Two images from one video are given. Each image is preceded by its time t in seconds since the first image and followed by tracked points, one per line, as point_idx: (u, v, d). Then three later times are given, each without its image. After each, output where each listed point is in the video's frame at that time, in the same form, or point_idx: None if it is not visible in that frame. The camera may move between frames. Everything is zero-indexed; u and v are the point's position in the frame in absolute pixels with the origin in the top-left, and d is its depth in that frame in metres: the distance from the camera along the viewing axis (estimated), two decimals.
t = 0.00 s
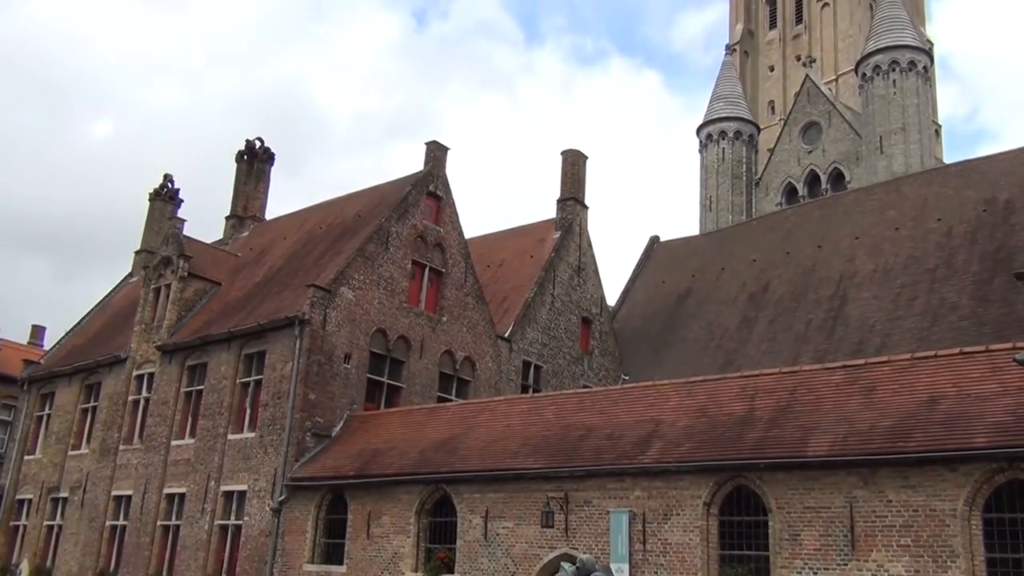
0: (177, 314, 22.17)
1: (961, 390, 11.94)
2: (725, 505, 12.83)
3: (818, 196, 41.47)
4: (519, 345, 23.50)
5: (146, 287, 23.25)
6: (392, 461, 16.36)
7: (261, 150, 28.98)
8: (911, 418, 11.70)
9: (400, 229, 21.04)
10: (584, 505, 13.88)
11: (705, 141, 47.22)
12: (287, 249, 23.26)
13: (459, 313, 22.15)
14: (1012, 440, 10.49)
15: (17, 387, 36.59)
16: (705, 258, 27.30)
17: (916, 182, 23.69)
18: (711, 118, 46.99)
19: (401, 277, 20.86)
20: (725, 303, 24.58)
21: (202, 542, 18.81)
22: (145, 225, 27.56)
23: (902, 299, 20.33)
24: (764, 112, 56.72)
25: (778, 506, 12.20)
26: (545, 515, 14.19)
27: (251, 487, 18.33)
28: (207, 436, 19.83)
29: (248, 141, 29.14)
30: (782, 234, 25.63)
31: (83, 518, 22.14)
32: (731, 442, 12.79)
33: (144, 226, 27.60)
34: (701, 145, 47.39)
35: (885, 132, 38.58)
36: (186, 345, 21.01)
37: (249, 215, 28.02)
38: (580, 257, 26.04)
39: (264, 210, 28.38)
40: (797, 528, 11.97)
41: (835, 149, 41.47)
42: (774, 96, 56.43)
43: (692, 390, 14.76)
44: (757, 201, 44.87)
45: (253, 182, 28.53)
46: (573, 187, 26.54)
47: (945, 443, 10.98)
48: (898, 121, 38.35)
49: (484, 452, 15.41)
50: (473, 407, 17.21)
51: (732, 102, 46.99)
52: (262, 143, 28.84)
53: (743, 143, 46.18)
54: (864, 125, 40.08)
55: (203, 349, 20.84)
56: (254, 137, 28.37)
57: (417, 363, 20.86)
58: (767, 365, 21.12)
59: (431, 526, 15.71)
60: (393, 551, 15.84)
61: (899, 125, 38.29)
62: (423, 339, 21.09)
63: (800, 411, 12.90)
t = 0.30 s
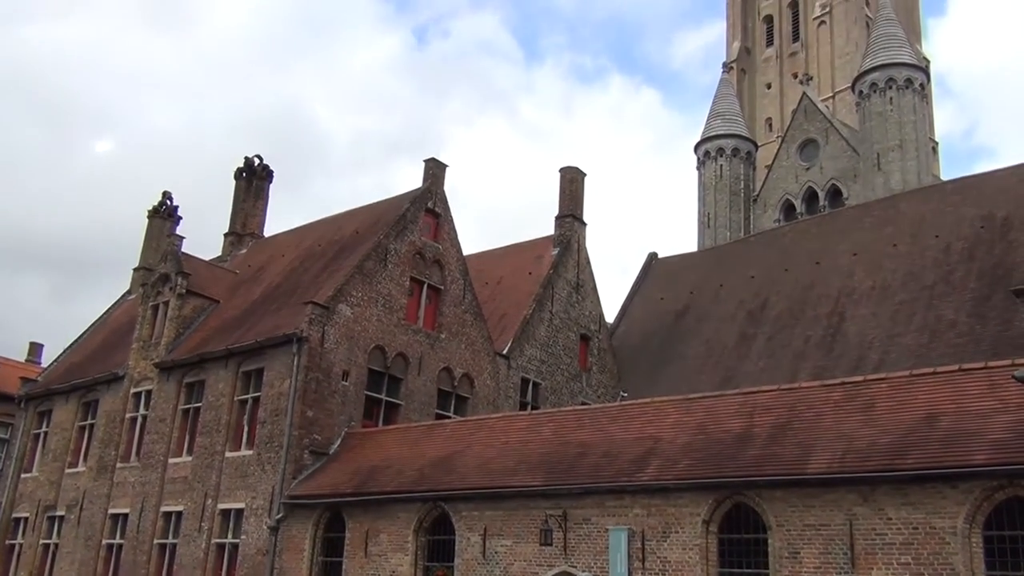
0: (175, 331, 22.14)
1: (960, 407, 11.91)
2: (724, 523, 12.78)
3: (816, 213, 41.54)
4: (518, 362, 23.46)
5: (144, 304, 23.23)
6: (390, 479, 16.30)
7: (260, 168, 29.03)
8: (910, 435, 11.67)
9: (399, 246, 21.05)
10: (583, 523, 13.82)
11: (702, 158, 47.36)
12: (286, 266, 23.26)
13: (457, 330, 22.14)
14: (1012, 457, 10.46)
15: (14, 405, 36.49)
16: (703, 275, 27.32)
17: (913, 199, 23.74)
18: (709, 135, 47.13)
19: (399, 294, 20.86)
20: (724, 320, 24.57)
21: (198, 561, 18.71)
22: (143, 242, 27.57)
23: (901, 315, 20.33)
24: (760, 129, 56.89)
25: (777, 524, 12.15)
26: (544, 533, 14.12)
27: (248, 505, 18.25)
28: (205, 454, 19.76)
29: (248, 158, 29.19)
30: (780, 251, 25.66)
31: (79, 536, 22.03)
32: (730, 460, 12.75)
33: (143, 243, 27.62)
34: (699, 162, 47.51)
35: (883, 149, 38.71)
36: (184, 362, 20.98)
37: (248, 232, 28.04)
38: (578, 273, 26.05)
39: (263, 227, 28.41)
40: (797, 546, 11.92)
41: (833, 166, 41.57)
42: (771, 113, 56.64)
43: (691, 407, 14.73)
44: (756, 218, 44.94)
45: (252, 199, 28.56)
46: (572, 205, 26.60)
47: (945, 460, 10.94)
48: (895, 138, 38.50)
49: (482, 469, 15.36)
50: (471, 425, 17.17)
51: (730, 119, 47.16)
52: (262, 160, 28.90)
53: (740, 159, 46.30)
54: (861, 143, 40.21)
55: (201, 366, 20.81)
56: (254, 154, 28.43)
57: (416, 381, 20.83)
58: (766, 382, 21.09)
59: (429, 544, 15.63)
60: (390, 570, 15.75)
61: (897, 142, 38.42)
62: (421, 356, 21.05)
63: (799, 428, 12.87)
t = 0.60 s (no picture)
0: (174, 349, 22.11)
1: (961, 424, 11.89)
2: (725, 541, 12.72)
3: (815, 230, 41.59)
4: (517, 380, 23.42)
5: (143, 322, 23.20)
6: (389, 497, 16.24)
7: (260, 185, 29.10)
8: (911, 453, 11.64)
9: (398, 263, 21.06)
10: (583, 542, 13.75)
11: (701, 176, 47.46)
12: (285, 283, 23.25)
13: (457, 347, 22.12)
14: (1013, 475, 10.44)
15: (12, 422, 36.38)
16: (703, 292, 27.32)
17: (912, 217, 23.78)
18: (708, 153, 47.25)
19: (398, 311, 20.85)
20: (723, 337, 24.55)
21: None
22: (143, 260, 27.58)
23: (901, 332, 20.32)
24: (760, 147, 57.24)
25: (778, 542, 12.10)
26: (544, 551, 14.05)
27: (246, 523, 18.16)
28: (203, 472, 19.69)
29: (248, 176, 29.25)
30: (779, 268, 25.67)
31: (77, 554, 21.92)
32: (730, 477, 12.71)
33: (142, 260, 27.62)
34: (698, 179, 47.61)
35: (881, 166, 38.80)
36: (183, 380, 20.94)
37: (248, 249, 28.05)
38: (578, 291, 26.05)
39: (262, 244, 28.43)
40: (798, 564, 11.86)
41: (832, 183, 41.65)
42: (769, 131, 56.81)
43: (692, 424, 14.70)
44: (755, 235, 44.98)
45: (252, 217, 28.59)
46: (571, 222, 26.64)
47: (946, 478, 10.91)
48: (893, 155, 38.61)
49: (482, 487, 15.30)
50: (470, 442, 17.12)
51: (729, 137, 47.30)
52: (261, 178, 28.96)
53: (739, 177, 46.41)
54: (859, 161, 40.30)
55: (200, 384, 20.76)
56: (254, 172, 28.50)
57: (415, 399, 20.78)
58: (766, 399, 21.05)
59: (428, 563, 15.54)
60: None
61: (895, 160, 38.52)
62: (420, 374, 21.01)
63: (800, 446, 12.84)
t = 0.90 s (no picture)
0: (174, 365, 22.10)
1: (962, 440, 11.87)
2: (726, 558, 12.65)
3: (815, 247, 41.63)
4: (518, 396, 23.38)
5: (144, 338, 23.20)
6: (390, 513, 16.19)
7: (261, 202, 29.17)
8: (912, 469, 11.61)
9: (399, 279, 21.08)
10: (584, 559, 13.69)
11: (701, 192, 47.56)
12: (286, 299, 23.27)
13: (457, 363, 22.10)
14: (1014, 491, 10.41)
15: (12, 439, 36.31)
16: (703, 308, 27.32)
17: (912, 233, 23.80)
18: (708, 169, 47.35)
19: (399, 327, 20.85)
20: (724, 354, 24.53)
21: None
22: (144, 276, 27.61)
23: (902, 348, 20.30)
24: (760, 163, 57.43)
25: (779, 559, 12.04)
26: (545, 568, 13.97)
27: (246, 540, 18.10)
28: (203, 489, 19.63)
29: (249, 193, 29.31)
30: (779, 284, 25.69)
31: (75, 571, 21.82)
32: (732, 494, 12.67)
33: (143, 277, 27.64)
34: (698, 196, 47.69)
35: (881, 183, 38.87)
36: (183, 396, 20.92)
37: (248, 265, 28.08)
38: (578, 307, 26.03)
39: (263, 261, 28.45)
40: None
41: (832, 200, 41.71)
42: (770, 148, 56.94)
43: (693, 441, 14.67)
44: (755, 252, 45.00)
45: (252, 233, 28.64)
46: (572, 238, 26.66)
47: (947, 494, 10.88)
48: (893, 172, 38.70)
49: (483, 504, 15.25)
50: (471, 459, 17.08)
51: (729, 154, 47.42)
52: (262, 194, 29.02)
53: (740, 194, 46.49)
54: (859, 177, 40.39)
55: (200, 400, 20.74)
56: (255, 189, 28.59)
57: (416, 415, 20.75)
58: (767, 415, 21.02)
59: None
60: None
61: (895, 176, 38.60)
62: (421, 390, 20.99)
63: (801, 462, 12.81)
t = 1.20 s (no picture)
0: (175, 381, 22.07)
1: (965, 458, 11.82)
2: None
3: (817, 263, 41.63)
4: (519, 412, 23.32)
5: (145, 353, 23.18)
6: (390, 530, 16.12)
7: (263, 218, 29.25)
8: (914, 487, 11.56)
9: (400, 295, 21.07)
10: None
11: (703, 209, 47.62)
12: (287, 315, 23.26)
13: (459, 379, 22.06)
14: (1017, 509, 10.36)
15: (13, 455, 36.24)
16: (705, 325, 27.28)
17: (914, 250, 23.79)
18: (710, 186, 47.42)
19: (400, 343, 20.83)
20: (726, 370, 24.47)
21: None
22: (146, 292, 27.63)
23: (904, 365, 20.26)
24: (761, 180, 57.53)
25: None
26: None
27: (246, 557, 18.02)
28: (203, 505, 19.57)
29: (251, 208, 29.37)
30: (781, 300, 25.66)
31: None
32: (734, 511, 12.61)
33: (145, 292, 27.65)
34: (700, 212, 47.75)
35: (883, 200, 38.90)
36: (183, 412, 20.88)
37: (250, 281, 28.09)
38: (580, 323, 26.00)
39: (265, 276, 28.47)
40: None
41: (833, 216, 41.74)
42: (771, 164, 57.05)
43: (695, 457, 14.62)
44: (756, 268, 45.00)
45: (254, 249, 28.67)
46: (573, 254, 26.66)
47: (950, 512, 10.83)
48: (894, 189, 38.74)
49: (484, 521, 15.19)
50: (472, 475, 17.03)
51: (730, 170, 47.50)
52: (264, 210, 29.07)
53: (741, 210, 46.53)
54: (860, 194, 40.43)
55: (201, 416, 20.70)
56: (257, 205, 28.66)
57: (417, 431, 20.70)
58: (769, 432, 20.96)
59: None
60: None
61: (896, 193, 38.63)
62: (422, 406, 20.94)
63: (803, 479, 12.75)
